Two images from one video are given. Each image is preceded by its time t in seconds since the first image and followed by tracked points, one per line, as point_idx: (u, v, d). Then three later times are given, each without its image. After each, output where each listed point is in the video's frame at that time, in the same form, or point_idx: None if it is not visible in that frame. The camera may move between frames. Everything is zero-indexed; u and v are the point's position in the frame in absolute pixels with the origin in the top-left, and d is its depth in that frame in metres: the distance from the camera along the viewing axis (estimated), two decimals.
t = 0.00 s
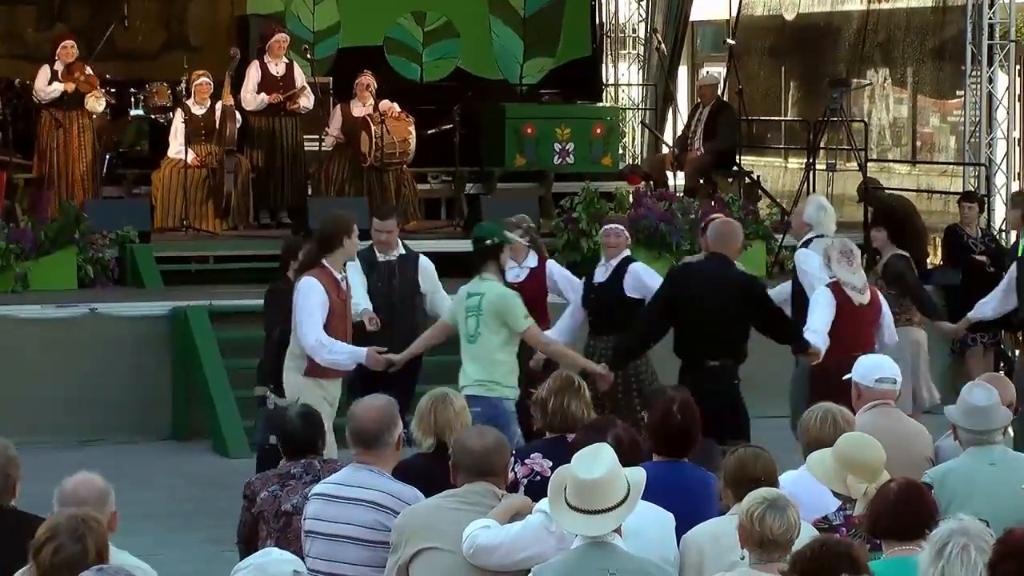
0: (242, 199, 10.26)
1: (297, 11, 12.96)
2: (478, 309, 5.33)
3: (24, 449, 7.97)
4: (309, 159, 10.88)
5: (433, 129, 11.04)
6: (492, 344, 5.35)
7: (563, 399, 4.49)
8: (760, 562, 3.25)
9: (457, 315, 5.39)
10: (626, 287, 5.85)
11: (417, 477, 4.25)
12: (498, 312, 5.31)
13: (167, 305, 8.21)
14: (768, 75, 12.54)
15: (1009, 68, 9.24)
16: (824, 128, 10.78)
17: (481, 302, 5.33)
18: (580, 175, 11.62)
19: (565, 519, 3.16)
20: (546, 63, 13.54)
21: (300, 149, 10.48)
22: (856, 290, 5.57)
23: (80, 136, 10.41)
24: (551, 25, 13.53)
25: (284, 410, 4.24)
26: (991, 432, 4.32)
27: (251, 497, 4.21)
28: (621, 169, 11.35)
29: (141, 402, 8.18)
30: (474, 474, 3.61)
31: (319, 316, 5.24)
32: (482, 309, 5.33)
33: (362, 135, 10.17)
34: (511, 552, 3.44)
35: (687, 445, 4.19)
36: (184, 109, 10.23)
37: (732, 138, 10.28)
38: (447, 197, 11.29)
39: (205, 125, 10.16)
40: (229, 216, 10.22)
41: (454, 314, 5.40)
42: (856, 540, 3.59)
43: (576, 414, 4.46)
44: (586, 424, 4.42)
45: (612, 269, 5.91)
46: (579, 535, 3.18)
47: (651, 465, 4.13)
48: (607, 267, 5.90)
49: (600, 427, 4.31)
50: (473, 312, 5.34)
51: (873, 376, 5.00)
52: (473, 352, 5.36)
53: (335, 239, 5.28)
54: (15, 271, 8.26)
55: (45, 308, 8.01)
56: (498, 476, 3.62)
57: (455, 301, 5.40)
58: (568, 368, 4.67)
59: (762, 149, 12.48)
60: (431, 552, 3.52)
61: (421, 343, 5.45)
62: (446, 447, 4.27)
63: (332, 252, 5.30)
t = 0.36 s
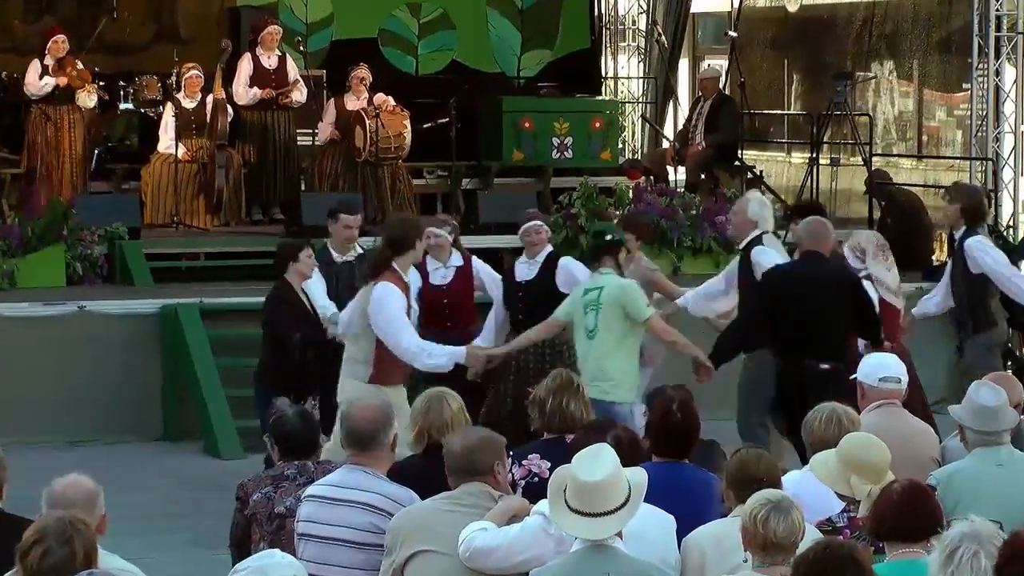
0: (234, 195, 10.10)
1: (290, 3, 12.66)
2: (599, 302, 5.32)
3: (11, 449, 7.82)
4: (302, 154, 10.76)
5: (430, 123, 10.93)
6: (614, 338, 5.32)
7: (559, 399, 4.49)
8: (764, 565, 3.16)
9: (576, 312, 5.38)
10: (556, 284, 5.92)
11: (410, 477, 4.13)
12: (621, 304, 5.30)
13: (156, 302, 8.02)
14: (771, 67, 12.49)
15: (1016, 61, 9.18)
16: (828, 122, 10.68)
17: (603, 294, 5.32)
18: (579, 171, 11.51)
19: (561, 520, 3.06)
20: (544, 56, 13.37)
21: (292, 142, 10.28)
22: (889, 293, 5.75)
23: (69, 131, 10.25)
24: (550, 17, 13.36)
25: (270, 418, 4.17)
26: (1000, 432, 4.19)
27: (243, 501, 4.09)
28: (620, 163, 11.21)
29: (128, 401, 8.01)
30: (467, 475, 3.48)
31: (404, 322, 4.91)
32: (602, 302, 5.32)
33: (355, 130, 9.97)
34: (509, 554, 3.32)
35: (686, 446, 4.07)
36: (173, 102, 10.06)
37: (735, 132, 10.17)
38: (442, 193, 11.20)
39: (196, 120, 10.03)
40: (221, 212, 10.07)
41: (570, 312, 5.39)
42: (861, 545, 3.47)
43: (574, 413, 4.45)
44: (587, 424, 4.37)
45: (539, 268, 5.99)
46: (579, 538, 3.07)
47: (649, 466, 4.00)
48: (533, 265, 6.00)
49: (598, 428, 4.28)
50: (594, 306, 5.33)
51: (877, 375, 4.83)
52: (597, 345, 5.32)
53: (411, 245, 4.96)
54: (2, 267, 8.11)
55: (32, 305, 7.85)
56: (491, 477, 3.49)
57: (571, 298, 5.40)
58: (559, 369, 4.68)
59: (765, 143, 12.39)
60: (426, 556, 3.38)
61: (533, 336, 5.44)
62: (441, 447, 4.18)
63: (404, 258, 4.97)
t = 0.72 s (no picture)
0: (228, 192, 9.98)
1: None
2: (734, 310, 5.07)
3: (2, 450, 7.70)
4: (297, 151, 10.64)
5: (429, 120, 10.77)
6: (745, 350, 5.07)
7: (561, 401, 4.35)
8: (768, 571, 3.17)
9: (697, 317, 5.10)
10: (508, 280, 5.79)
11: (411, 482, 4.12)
12: (757, 311, 5.07)
13: (148, 304, 7.83)
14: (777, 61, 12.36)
15: None
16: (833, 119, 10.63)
17: (737, 302, 5.07)
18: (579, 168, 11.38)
19: (562, 525, 3.02)
20: (544, 51, 13.12)
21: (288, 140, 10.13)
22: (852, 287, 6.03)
23: (61, 127, 10.11)
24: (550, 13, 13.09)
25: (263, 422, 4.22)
26: (1005, 436, 4.19)
27: (236, 505, 4.12)
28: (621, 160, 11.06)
29: (119, 404, 7.84)
30: (465, 479, 3.55)
31: (511, 309, 5.15)
32: (739, 308, 5.07)
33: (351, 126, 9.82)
34: (509, 561, 3.33)
35: (690, 448, 4.00)
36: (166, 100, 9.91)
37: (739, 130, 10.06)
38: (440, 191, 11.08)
39: (189, 117, 9.92)
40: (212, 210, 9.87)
41: (689, 315, 5.11)
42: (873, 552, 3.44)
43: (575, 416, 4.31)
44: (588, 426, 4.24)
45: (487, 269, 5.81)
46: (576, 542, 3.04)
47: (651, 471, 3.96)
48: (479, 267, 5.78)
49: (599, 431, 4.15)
50: (722, 314, 5.07)
51: (881, 377, 4.86)
52: (735, 352, 5.07)
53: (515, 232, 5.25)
54: None
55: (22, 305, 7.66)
56: (490, 480, 3.56)
57: (689, 300, 5.13)
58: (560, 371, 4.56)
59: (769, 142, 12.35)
60: (424, 561, 3.43)
61: (646, 341, 5.12)
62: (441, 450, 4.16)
63: (503, 246, 5.27)
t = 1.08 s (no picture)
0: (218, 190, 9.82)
1: None
2: (854, 306, 5.15)
3: None
4: (289, 148, 10.49)
5: (424, 116, 10.65)
6: (863, 343, 5.18)
7: (557, 402, 4.18)
8: None
9: (811, 314, 5.19)
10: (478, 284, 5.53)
11: (404, 488, 4.01)
12: (876, 307, 5.15)
13: (137, 304, 7.70)
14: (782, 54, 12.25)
15: None
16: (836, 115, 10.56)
17: (857, 297, 5.15)
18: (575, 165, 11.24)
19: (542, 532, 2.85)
20: (542, 45, 12.91)
21: (280, 135, 9.97)
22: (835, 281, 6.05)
23: (50, 124, 9.94)
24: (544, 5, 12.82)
25: (253, 422, 4.11)
26: (1006, 439, 4.04)
27: (224, 510, 3.99)
28: (619, 157, 10.94)
29: (107, 406, 7.67)
30: (460, 482, 3.41)
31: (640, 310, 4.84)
32: (858, 304, 5.15)
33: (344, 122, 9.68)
34: (505, 566, 3.17)
35: (690, 452, 3.88)
36: (155, 94, 9.73)
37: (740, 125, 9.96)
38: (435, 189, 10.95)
39: (178, 112, 9.71)
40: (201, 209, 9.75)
41: (803, 310, 5.19)
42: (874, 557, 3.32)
43: (571, 418, 4.16)
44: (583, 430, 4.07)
45: (456, 270, 5.49)
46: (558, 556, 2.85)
47: (649, 476, 3.84)
48: (452, 268, 5.48)
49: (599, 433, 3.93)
50: (840, 310, 5.16)
51: (882, 379, 4.68)
52: (857, 348, 5.17)
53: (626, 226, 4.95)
54: None
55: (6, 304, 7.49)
56: (486, 482, 3.42)
57: (804, 294, 5.20)
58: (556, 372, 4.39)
59: (772, 137, 12.34)
60: (418, 566, 3.34)
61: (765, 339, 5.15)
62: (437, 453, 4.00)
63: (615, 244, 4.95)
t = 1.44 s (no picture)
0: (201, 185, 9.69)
1: None
2: (935, 296, 5.09)
3: None
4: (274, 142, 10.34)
5: (413, 110, 10.51)
6: (943, 334, 5.10)
7: (548, 401, 4.03)
8: None
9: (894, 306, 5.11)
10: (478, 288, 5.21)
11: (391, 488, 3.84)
12: (954, 299, 5.11)
13: (117, 302, 7.53)
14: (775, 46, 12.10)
15: None
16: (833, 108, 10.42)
17: (937, 289, 5.10)
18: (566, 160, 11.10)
19: (515, 536, 2.75)
20: (531, 37, 12.63)
21: (264, 129, 9.83)
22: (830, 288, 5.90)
23: (30, 117, 9.79)
24: None
25: (242, 425, 4.08)
26: (1006, 439, 3.93)
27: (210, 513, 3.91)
28: (610, 151, 10.80)
29: (86, 407, 7.50)
30: (449, 483, 3.36)
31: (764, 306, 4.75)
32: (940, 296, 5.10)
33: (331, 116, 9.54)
34: (494, 569, 3.09)
35: (685, 454, 3.77)
36: (135, 88, 9.56)
37: (735, 120, 9.83)
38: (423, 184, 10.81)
39: (159, 105, 9.56)
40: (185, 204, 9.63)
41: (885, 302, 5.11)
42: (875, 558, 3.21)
43: (563, 418, 4.00)
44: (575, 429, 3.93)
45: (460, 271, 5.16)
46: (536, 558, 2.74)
47: (641, 477, 3.72)
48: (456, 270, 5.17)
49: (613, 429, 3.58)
50: (920, 300, 5.09)
51: (880, 379, 4.53)
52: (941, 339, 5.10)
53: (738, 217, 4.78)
54: None
55: None
56: (475, 484, 3.37)
57: (883, 286, 5.12)
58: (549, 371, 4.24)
59: (767, 130, 12.20)
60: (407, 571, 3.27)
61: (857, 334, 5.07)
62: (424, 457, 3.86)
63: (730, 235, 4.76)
